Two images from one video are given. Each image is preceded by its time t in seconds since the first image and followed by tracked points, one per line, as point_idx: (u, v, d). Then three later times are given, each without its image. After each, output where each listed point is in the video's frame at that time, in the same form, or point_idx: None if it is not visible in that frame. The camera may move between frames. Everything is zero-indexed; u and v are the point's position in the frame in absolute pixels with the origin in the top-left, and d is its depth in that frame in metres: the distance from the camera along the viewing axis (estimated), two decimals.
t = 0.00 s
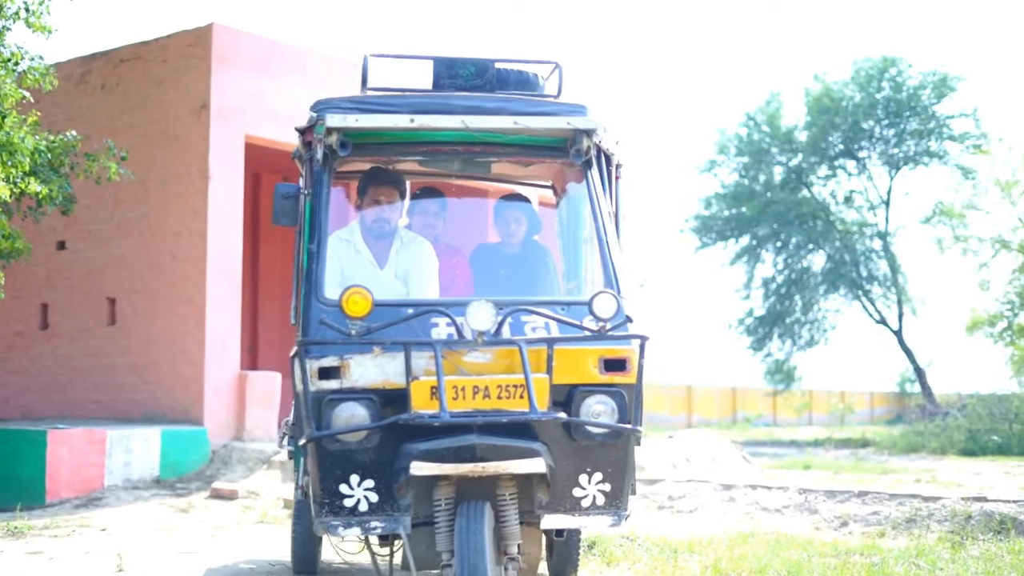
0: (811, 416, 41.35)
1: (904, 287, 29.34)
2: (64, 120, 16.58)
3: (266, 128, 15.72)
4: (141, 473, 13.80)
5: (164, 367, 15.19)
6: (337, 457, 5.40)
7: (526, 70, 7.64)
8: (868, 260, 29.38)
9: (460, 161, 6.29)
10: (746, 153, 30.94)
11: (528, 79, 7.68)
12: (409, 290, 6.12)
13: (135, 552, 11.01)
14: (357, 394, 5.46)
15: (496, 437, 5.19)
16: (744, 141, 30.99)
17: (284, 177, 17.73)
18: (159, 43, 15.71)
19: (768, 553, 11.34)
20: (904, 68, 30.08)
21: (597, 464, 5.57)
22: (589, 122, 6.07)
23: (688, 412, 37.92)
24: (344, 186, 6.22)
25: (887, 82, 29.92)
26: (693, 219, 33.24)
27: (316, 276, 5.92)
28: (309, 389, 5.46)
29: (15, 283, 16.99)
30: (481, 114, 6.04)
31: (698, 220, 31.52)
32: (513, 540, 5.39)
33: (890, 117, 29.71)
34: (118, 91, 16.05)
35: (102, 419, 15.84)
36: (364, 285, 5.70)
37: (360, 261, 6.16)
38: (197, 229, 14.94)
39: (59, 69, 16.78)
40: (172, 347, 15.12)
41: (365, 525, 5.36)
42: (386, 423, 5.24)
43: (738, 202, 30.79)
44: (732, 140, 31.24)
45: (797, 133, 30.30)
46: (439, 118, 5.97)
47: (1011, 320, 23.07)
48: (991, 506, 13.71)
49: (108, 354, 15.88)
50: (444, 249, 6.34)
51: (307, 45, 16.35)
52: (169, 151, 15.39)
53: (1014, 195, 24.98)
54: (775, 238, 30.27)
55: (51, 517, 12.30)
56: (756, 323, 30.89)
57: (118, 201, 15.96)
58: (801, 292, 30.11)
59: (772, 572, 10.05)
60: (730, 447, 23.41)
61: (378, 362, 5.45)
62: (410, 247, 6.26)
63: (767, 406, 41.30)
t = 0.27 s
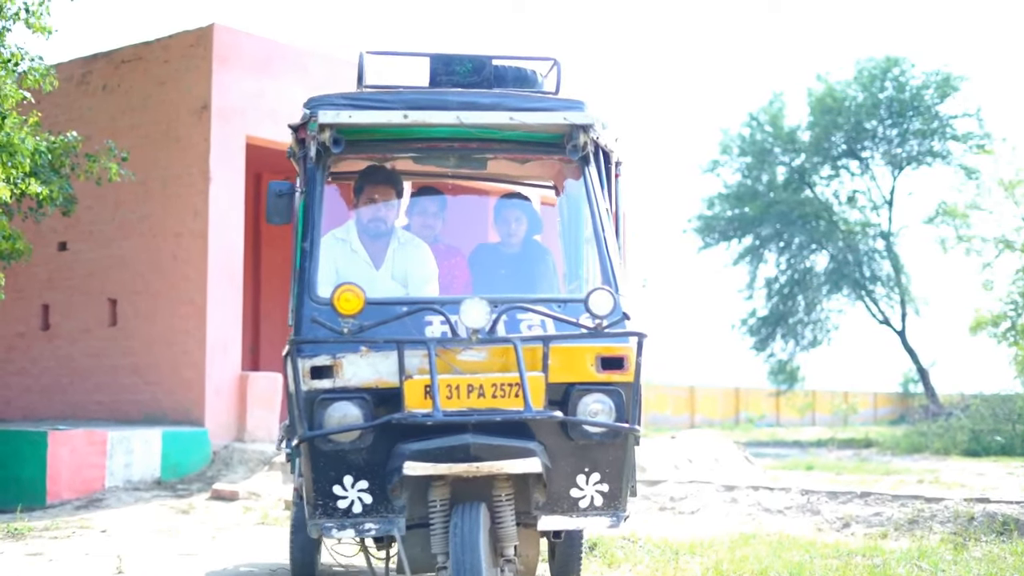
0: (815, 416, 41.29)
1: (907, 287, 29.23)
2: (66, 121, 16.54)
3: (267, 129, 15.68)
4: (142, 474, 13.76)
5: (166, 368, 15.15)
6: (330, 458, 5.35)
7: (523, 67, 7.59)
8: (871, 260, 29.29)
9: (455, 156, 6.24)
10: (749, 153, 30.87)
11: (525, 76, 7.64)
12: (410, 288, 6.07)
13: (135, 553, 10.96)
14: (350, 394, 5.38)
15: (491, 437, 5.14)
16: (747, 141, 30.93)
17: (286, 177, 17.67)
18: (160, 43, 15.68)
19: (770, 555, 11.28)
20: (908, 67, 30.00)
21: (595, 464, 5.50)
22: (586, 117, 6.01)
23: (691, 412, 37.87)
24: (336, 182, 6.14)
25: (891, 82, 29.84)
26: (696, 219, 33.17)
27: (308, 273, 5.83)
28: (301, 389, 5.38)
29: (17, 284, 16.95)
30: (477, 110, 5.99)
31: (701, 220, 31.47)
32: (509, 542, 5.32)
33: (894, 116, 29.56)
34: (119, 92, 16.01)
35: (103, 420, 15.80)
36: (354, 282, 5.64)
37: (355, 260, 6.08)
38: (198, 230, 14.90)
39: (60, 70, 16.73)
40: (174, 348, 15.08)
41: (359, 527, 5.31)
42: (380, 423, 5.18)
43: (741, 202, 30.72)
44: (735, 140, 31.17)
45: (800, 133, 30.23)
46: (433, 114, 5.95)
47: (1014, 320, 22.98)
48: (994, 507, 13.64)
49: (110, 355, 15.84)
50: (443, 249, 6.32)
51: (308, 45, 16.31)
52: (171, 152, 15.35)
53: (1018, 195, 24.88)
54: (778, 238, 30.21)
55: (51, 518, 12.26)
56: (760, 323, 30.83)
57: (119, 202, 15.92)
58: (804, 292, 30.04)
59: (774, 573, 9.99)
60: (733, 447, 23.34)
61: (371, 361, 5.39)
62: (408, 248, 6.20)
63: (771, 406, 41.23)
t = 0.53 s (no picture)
0: (817, 417, 41.24)
1: (910, 288, 29.14)
2: (66, 121, 16.50)
3: (267, 129, 15.64)
4: (142, 475, 13.72)
5: (166, 368, 15.11)
6: (325, 459, 5.27)
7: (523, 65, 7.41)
8: (874, 260, 29.21)
9: (452, 153, 6.17)
10: (751, 153, 30.81)
11: (526, 74, 7.46)
12: (409, 287, 5.98)
13: (135, 555, 10.91)
14: (344, 393, 5.31)
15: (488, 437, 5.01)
16: (749, 141, 30.87)
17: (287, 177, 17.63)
18: (160, 44, 15.65)
19: (770, 556, 11.24)
20: (910, 67, 29.91)
21: (593, 465, 5.31)
22: (586, 113, 5.92)
23: (694, 413, 37.82)
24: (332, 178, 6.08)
25: (893, 82, 29.77)
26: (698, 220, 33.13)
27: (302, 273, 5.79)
28: (295, 389, 5.32)
29: (17, 284, 16.90)
30: (474, 106, 5.90)
31: (704, 220, 31.43)
32: (507, 545, 5.20)
33: (896, 116, 29.48)
34: (119, 92, 15.98)
35: (103, 421, 15.75)
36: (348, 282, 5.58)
37: (350, 258, 6.01)
38: (199, 230, 14.86)
39: (60, 70, 16.70)
40: (174, 348, 15.03)
41: (353, 529, 5.22)
42: (374, 423, 5.11)
43: (743, 202, 30.67)
44: (737, 141, 31.12)
45: (802, 133, 30.15)
46: (430, 110, 5.85)
47: (1017, 320, 22.90)
48: (996, 509, 13.60)
49: (110, 356, 15.80)
50: (441, 249, 6.19)
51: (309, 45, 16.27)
52: (171, 152, 15.32)
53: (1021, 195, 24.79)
54: (780, 238, 30.16)
55: (51, 520, 12.22)
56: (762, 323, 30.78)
57: (119, 202, 15.88)
58: (806, 292, 29.98)
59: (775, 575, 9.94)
60: (735, 448, 23.28)
61: (366, 360, 5.31)
62: (404, 247, 6.11)
63: (773, 406, 41.17)
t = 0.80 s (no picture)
0: (819, 416, 41.21)
1: (912, 288, 29.08)
2: (67, 122, 16.49)
3: (268, 129, 15.63)
4: (143, 476, 13.72)
5: (168, 369, 15.11)
6: (320, 462, 5.24)
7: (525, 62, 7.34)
8: (876, 260, 29.18)
9: (451, 152, 6.12)
10: (753, 153, 30.78)
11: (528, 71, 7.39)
12: (407, 287, 5.97)
13: (135, 556, 10.91)
14: (339, 395, 5.28)
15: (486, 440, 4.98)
16: (751, 141, 30.85)
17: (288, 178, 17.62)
18: (161, 45, 15.64)
19: (771, 557, 11.22)
20: (911, 67, 29.84)
21: (592, 469, 5.25)
22: (587, 111, 5.86)
23: (695, 413, 37.81)
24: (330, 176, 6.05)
25: (895, 82, 29.70)
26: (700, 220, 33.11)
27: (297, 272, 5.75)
28: (289, 390, 5.28)
29: (18, 285, 16.90)
30: (472, 103, 5.82)
31: (705, 220, 31.42)
32: (505, 549, 5.20)
33: (898, 116, 29.46)
34: (120, 93, 15.98)
35: (105, 422, 15.74)
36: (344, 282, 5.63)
37: (346, 258, 5.99)
38: (200, 231, 14.86)
39: (61, 71, 16.69)
40: (176, 349, 15.03)
41: (348, 533, 5.18)
42: (369, 425, 5.07)
43: (744, 203, 30.66)
44: (739, 140, 31.09)
45: (804, 133, 30.11)
46: (428, 108, 5.79)
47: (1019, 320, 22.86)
48: (997, 510, 13.58)
49: (111, 356, 15.80)
50: (437, 249, 6.17)
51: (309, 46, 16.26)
52: (172, 153, 15.32)
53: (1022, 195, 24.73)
54: (782, 238, 30.15)
55: (52, 521, 12.21)
56: (764, 323, 30.76)
57: (120, 203, 15.88)
58: (808, 292, 29.97)
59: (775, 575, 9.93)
60: (737, 449, 23.27)
61: (362, 361, 5.28)
62: (400, 246, 6.12)
63: (775, 406, 41.15)
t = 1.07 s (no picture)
0: (822, 417, 41.18)
1: (914, 288, 29.02)
2: (68, 122, 16.46)
3: (269, 130, 15.61)
4: (144, 477, 13.69)
5: (168, 370, 15.09)
6: (314, 466, 5.20)
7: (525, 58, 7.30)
8: (878, 260, 29.12)
9: (449, 150, 6.06)
10: (756, 153, 30.74)
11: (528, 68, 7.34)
12: (406, 287, 5.90)
13: (135, 557, 10.88)
14: (334, 398, 5.25)
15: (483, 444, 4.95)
16: (753, 141, 30.80)
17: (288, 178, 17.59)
18: (162, 45, 15.62)
19: (773, 558, 11.19)
20: (914, 67, 29.77)
21: (592, 473, 5.21)
22: (585, 109, 5.80)
23: (698, 413, 37.77)
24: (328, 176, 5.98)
25: (897, 82, 29.59)
26: (702, 219, 33.09)
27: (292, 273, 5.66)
28: (283, 393, 5.25)
29: (20, 286, 16.88)
30: (470, 101, 5.76)
31: (708, 220, 31.38)
32: (502, 555, 5.17)
33: (900, 117, 29.41)
34: (121, 94, 15.96)
35: (106, 422, 15.72)
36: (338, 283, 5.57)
37: (342, 259, 5.89)
38: (200, 232, 14.84)
39: (62, 72, 16.66)
40: (177, 350, 15.01)
41: (344, 538, 5.15)
42: (365, 428, 5.04)
43: (747, 203, 30.64)
44: (741, 140, 31.05)
45: (807, 133, 30.05)
46: (424, 106, 5.73)
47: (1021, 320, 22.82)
48: (999, 511, 13.54)
49: (112, 357, 15.77)
50: (436, 247, 6.16)
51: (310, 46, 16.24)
52: (173, 154, 15.29)
53: None
54: (784, 238, 30.11)
55: (52, 522, 12.19)
56: (766, 323, 30.73)
57: (121, 203, 15.86)
58: (811, 292, 29.94)
59: None
60: (739, 449, 23.24)
61: (357, 363, 5.24)
62: (398, 244, 6.04)
63: (777, 406, 41.11)
